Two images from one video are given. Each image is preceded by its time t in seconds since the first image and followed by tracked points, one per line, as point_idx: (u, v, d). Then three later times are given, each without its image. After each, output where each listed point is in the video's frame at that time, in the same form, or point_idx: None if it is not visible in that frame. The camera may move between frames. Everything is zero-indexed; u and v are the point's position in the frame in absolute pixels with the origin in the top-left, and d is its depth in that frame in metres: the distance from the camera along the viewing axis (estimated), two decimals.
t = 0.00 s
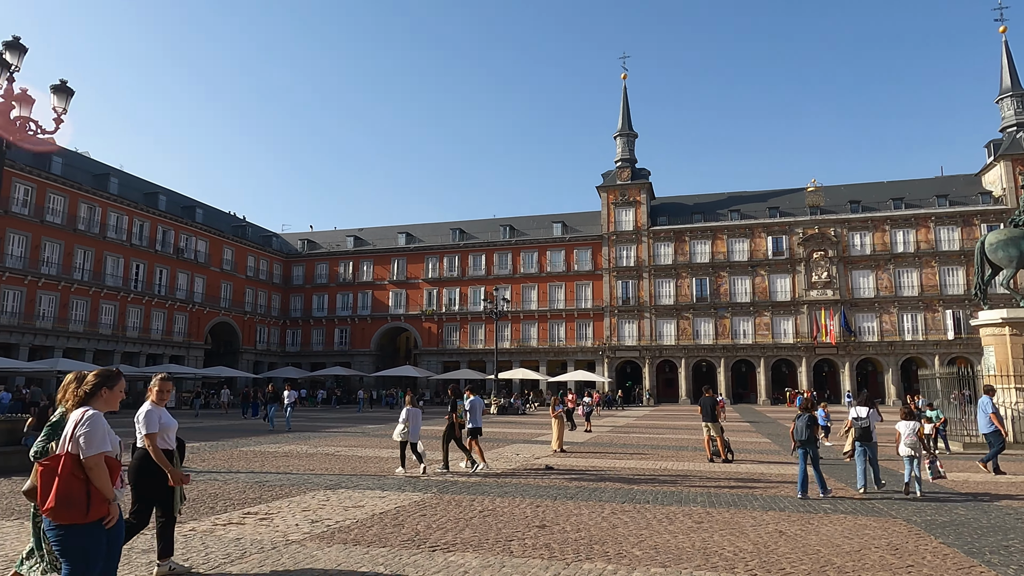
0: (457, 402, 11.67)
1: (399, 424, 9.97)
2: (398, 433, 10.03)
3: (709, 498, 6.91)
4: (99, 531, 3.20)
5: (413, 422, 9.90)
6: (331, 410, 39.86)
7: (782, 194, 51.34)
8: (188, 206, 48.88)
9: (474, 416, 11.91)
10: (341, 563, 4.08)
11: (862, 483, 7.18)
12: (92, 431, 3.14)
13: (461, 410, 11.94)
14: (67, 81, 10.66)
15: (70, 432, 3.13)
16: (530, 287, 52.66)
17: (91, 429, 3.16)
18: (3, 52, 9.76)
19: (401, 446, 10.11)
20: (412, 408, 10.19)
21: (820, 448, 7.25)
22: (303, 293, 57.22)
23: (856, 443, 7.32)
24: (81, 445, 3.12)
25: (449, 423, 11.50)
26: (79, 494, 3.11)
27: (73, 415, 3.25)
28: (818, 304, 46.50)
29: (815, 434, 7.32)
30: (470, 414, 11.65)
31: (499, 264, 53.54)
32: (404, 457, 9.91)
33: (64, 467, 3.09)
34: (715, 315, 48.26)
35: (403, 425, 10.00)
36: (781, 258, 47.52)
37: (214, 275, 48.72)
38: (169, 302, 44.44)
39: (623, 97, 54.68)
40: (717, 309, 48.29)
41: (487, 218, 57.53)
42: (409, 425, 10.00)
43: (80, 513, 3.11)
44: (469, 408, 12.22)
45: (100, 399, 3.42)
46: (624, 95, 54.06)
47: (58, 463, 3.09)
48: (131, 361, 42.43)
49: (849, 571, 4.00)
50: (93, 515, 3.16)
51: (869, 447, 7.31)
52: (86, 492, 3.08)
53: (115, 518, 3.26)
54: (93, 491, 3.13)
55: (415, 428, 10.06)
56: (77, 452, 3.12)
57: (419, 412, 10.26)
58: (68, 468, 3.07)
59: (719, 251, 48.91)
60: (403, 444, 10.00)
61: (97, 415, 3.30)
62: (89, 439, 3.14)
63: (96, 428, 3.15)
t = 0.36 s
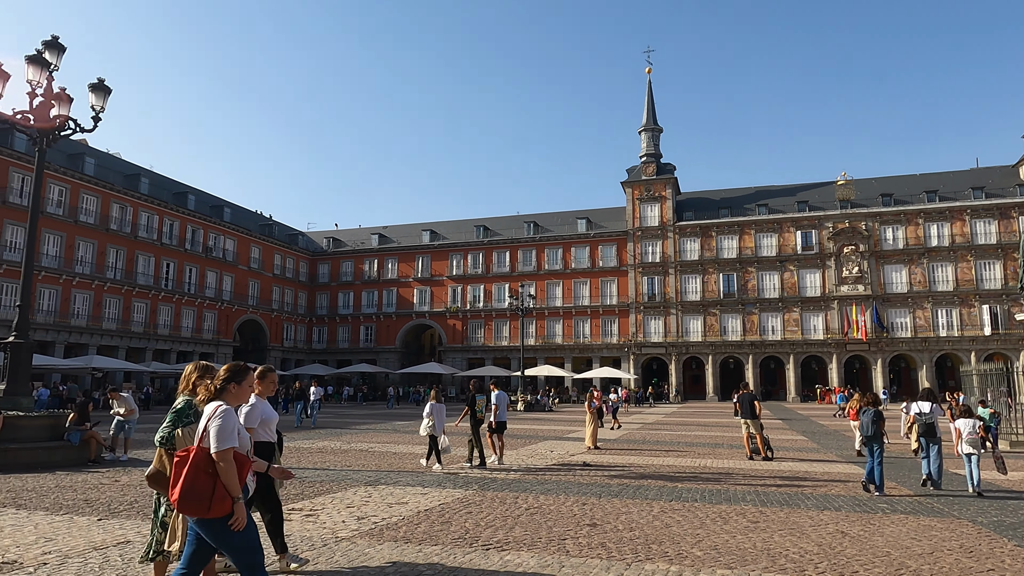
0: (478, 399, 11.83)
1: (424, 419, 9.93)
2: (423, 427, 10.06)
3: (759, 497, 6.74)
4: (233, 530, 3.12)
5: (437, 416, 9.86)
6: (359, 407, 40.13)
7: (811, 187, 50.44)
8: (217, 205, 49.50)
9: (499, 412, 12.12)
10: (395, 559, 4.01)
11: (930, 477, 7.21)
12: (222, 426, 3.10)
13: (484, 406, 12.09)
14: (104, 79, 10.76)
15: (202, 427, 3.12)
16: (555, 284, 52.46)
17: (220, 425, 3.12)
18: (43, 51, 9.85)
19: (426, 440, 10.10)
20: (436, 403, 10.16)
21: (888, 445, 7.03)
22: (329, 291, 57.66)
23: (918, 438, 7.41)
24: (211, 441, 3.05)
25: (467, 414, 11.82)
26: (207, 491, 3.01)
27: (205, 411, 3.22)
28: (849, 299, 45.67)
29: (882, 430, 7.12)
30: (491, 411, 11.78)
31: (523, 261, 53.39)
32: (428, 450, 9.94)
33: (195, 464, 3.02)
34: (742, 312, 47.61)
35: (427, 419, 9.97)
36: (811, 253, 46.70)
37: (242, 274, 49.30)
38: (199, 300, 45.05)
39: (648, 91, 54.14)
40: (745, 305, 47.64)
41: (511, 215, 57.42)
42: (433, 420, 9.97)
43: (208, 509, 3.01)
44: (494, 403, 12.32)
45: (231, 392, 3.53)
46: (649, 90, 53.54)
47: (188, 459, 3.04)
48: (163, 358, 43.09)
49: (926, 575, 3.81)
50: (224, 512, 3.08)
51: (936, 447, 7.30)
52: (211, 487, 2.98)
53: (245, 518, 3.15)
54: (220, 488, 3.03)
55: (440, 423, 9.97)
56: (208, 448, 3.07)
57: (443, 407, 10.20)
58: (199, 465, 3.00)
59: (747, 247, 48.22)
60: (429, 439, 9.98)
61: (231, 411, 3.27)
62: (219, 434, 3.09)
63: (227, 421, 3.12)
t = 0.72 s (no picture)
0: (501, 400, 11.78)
1: (451, 420, 9.87)
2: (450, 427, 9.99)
3: (815, 503, 6.51)
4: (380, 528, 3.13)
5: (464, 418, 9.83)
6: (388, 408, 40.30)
7: (844, 183, 49.43)
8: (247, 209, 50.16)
9: (524, 414, 12.05)
10: (453, 567, 3.90)
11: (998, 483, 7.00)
12: (375, 427, 3.06)
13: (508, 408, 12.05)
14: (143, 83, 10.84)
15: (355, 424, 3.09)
16: (582, 284, 52.17)
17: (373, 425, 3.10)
18: (85, 56, 9.95)
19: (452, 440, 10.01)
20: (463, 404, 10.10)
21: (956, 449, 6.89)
22: (357, 292, 58.05)
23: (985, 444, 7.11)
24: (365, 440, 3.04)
25: (490, 417, 11.86)
26: (360, 491, 3.03)
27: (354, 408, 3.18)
28: (884, 298, 44.68)
29: (950, 434, 6.95)
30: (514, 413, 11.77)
31: (550, 261, 53.14)
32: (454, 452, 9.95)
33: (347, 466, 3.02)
34: (774, 311, 46.84)
35: (455, 421, 9.92)
36: (844, 251, 45.77)
37: (272, 276, 49.88)
38: (230, 302, 45.66)
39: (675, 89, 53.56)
40: (776, 305, 46.86)
41: (537, 215, 57.24)
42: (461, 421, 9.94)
43: (361, 509, 3.03)
44: (517, 404, 12.24)
45: (375, 393, 3.35)
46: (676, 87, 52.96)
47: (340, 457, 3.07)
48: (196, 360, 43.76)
49: None
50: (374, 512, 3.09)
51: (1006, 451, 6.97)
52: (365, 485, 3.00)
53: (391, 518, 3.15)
54: (373, 488, 3.05)
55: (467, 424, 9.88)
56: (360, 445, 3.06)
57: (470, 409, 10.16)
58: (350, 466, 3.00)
59: (778, 245, 47.41)
60: (454, 439, 9.88)
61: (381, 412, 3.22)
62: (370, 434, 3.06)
63: (377, 423, 3.06)
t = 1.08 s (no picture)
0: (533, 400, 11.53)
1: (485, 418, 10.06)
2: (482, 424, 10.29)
3: (882, 508, 6.23)
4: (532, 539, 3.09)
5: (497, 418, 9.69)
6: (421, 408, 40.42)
7: (884, 178, 48.20)
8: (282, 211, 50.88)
9: (556, 413, 11.80)
10: None
11: None
12: (526, 436, 2.99)
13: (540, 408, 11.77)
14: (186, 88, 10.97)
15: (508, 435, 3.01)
16: (614, 284, 51.75)
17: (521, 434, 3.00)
18: (132, 62, 10.11)
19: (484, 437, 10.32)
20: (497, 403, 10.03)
21: None
22: (389, 293, 58.43)
23: None
24: (520, 451, 2.96)
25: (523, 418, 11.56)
26: (522, 501, 2.93)
27: (502, 421, 3.11)
28: (928, 295, 43.43)
29: None
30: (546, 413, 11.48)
31: (581, 261, 52.84)
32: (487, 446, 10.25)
33: (503, 475, 2.93)
34: (812, 310, 45.88)
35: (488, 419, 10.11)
36: (885, 247, 44.61)
37: (306, 278, 50.50)
38: (265, 304, 46.33)
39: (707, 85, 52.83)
40: (814, 303, 45.89)
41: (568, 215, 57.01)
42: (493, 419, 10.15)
43: (523, 519, 2.92)
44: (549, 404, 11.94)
45: (517, 403, 3.31)
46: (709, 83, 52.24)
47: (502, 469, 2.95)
48: (233, 361, 44.46)
49: None
50: (532, 523, 3.00)
51: None
52: (530, 498, 2.89)
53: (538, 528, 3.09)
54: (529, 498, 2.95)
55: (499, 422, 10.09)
56: (516, 456, 2.97)
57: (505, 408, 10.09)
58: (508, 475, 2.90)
59: (815, 242, 46.40)
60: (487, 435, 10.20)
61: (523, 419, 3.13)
62: (524, 443, 2.99)
63: (528, 433, 2.99)
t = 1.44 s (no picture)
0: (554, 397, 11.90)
1: (508, 417, 10.44)
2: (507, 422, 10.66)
3: (943, 510, 5.96)
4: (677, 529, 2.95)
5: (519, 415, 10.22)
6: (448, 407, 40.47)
7: (917, 171, 47.05)
8: (308, 211, 51.29)
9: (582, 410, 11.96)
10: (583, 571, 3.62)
11: None
12: (658, 423, 2.96)
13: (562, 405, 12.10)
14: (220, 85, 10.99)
15: (637, 421, 3.00)
16: (640, 281, 51.28)
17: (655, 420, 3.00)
18: (167, 60, 10.13)
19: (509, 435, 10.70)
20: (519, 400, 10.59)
21: None
22: (414, 292, 58.60)
23: None
24: (652, 437, 2.92)
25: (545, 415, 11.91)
26: (658, 487, 2.86)
27: (630, 408, 3.08)
28: (964, 290, 42.34)
29: None
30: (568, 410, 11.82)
31: (607, 258, 52.48)
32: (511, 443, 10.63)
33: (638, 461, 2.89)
34: (843, 306, 44.97)
35: (511, 418, 10.49)
36: (919, 242, 43.56)
37: (332, 277, 50.88)
38: (293, 303, 46.76)
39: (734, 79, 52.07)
40: (845, 300, 44.98)
41: (592, 212, 56.65)
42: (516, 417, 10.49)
43: (661, 505, 2.86)
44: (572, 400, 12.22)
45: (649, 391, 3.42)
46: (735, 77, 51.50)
47: (634, 454, 2.92)
48: (261, 359, 44.94)
49: None
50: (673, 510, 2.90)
51: None
52: (664, 481, 2.83)
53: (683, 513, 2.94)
54: (667, 484, 2.87)
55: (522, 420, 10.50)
56: (647, 441, 2.95)
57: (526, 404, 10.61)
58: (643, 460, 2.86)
59: (846, 237, 45.46)
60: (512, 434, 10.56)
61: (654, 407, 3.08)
62: (656, 430, 2.96)
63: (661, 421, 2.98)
